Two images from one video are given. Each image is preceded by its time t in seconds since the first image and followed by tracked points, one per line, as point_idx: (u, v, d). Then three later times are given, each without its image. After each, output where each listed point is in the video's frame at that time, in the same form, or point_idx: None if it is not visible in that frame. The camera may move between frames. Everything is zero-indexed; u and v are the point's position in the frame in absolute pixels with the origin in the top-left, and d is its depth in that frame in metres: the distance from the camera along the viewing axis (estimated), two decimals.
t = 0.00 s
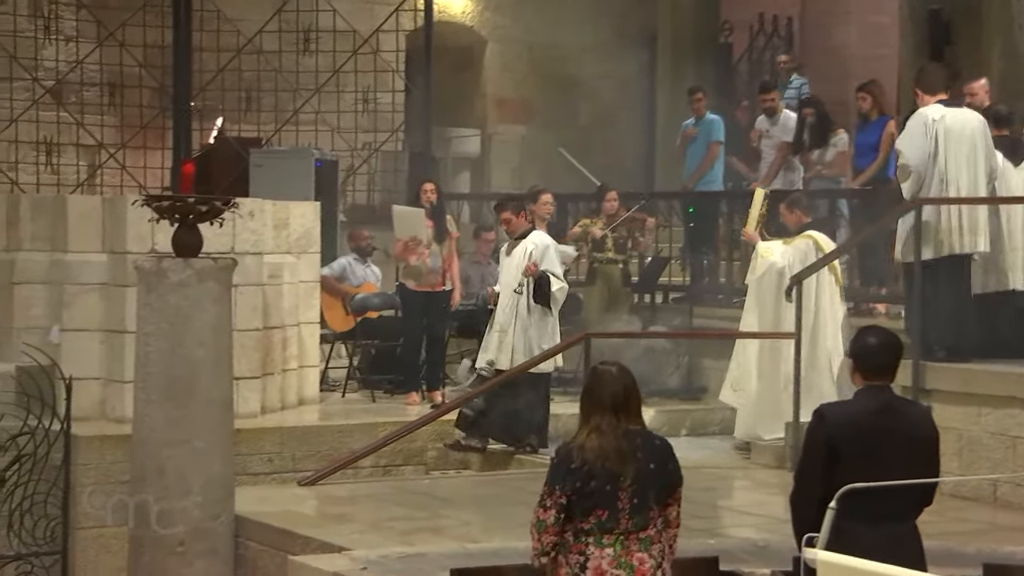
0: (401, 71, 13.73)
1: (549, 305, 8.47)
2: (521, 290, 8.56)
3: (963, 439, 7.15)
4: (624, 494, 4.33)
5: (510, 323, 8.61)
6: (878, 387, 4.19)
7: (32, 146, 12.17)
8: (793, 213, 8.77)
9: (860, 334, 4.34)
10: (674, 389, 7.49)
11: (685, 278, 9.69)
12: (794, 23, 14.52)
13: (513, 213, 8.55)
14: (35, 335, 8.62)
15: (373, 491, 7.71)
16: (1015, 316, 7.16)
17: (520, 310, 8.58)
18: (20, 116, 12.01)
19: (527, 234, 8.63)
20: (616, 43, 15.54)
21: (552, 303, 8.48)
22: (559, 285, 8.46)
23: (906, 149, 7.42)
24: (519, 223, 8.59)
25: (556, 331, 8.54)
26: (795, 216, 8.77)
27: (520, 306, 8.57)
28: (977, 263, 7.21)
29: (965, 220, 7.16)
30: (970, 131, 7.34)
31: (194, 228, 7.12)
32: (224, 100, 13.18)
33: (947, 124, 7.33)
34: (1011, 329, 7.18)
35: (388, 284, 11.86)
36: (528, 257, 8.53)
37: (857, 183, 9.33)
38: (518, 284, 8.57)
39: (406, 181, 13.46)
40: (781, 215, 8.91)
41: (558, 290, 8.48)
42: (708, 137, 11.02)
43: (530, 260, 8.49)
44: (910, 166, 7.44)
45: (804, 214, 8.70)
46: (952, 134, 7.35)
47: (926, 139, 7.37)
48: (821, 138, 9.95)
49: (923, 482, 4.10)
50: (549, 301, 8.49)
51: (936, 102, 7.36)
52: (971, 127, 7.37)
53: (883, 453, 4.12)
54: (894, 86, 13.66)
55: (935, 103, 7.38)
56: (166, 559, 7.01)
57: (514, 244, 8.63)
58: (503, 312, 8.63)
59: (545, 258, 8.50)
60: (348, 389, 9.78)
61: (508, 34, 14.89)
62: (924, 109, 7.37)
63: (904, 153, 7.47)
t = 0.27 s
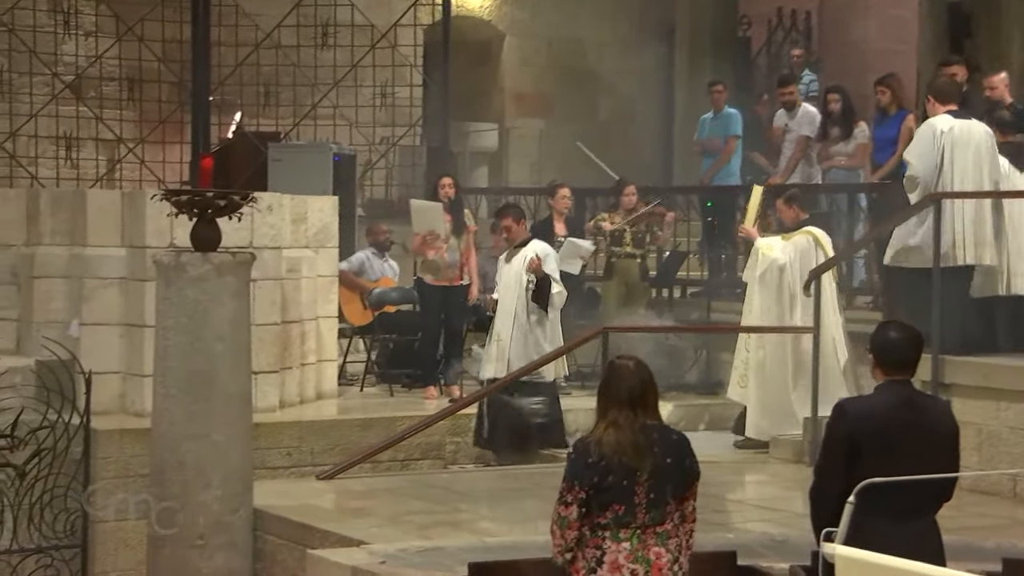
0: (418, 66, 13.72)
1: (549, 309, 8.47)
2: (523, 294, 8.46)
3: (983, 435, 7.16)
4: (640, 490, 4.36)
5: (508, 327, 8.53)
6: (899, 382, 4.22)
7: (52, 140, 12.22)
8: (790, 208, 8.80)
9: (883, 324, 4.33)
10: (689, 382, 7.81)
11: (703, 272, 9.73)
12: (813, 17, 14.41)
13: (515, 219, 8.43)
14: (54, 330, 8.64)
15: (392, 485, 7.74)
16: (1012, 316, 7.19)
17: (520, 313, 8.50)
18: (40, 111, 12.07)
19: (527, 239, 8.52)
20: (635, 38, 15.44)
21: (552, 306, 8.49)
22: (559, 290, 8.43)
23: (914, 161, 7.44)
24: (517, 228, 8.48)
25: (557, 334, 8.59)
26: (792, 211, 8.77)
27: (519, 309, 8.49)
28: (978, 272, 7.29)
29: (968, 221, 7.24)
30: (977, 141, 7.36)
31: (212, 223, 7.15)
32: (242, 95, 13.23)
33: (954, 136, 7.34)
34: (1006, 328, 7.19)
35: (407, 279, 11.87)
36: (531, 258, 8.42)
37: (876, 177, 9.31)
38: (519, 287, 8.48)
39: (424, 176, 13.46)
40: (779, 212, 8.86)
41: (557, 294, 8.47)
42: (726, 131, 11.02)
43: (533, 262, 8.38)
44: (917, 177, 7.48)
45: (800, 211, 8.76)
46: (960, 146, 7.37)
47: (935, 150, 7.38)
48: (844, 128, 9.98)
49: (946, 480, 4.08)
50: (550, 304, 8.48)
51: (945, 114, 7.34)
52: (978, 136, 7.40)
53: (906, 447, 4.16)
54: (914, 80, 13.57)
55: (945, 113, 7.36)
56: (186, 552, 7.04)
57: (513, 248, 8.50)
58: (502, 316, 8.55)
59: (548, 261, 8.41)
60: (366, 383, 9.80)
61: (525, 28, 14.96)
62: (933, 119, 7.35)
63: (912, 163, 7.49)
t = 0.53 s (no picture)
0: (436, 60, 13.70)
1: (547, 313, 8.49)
2: (522, 295, 8.50)
3: (1002, 429, 7.14)
4: (657, 484, 4.39)
5: (504, 332, 8.57)
6: (920, 376, 4.25)
7: (71, 136, 12.26)
8: (787, 199, 8.84)
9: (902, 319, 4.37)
10: (707, 378, 7.86)
11: (721, 267, 9.66)
12: (832, 10, 14.33)
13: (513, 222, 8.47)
14: (74, 324, 8.68)
15: (410, 479, 7.77)
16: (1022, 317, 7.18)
17: (517, 319, 8.53)
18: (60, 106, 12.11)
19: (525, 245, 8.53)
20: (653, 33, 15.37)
21: (551, 311, 8.50)
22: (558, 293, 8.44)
23: (915, 158, 7.60)
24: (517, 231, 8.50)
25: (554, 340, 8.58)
26: (788, 203, 8.85)
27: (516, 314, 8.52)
28: (985, 270, 7.31)
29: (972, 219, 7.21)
30: (978, 139, 7.52)
31: (232, 218, 7.14)
32: (260, 90, 13.27)
33: (956, 132, 7.51)
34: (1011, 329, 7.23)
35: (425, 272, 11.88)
36: (529, 263, 8.46)
37: (897, 169, 9.25)
38: (518, 291, 8.51)
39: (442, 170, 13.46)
40: (776, 205, 8.92)
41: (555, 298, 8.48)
42: (744, 125, 11.00)
43: (532, 266, 8.43)
44: (918, 172, 7.63)
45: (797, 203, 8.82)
46: (960, 142, 7.52)
47: (935, 147, 7.56)
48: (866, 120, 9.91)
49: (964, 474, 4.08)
50: (549, 308, 8.50)
51: (947, 111, 7.53)
52: (980, 134, 7.54)
53: (929, 439, 4.20)
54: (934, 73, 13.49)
55: (948, 111, 7.55)
56: (204, 546, 7.07)
57: (512, 252, 8.53)
58: (500, 322, 8.59)
59: (546, 265, 8.44)
60: (384, 378, 9.81)
61: (542, 23, 14.95)
62: (934, 117, 7.54)
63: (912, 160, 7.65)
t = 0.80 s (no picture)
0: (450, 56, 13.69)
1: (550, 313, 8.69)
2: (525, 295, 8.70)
3: (1019, 426, 7.18)
4: (672, 479, 4.41)
5: (507, 331, 8.79)
6: (939, 372, 4.35)
7: (87, 131, 12.29)
8: (786, 194, 8.80)
9: (923, 315, 4.47)
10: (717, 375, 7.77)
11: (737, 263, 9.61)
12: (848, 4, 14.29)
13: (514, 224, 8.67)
14: (90, 319, 8.71)
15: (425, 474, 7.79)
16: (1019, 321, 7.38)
17: (520, 318, 8.74)
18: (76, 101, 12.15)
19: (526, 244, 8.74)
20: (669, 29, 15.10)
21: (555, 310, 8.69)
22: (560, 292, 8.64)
23: (909, 170, 7.87)
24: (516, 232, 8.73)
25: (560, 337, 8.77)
26: (788, 198, 8.79)
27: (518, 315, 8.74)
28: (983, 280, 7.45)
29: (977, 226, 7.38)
30: (972, 151, 7.74)
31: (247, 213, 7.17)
32: (276, 85, 13.32)
33: (950, 146, 7.74)
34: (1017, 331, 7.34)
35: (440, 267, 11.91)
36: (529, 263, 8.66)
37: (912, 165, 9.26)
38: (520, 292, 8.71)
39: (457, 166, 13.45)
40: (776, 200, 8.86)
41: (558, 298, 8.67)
42: (760, 120, 10.99)
43: (532, 267, 8.62)
44: (911, 185, 7.90)
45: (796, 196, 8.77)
46: (954, 155, 7.75)
47: (929, 160, 7.80)
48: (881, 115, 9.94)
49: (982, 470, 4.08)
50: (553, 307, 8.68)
51: (941, 124, 7.76)
52: (973, 147, 7.76)
53: (948, 435, 4.27)
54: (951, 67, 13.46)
55: (941, 124, 7.77)
56: (220, 541, 7.08)
57: (514, 252, 8.76)
58: (504, 321, 8.81)
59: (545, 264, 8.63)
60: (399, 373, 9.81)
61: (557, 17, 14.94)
62: (929, 130, 7.78)
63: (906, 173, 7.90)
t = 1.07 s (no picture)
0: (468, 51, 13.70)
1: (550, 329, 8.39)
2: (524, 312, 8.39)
3: None
4: (690, 474, 4.42)
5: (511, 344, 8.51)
6: (966, 365, 4.29)
7: (106, 126, 12.32)
8: (784, 190, 8.76)
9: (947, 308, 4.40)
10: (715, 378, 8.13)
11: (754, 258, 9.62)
12: None
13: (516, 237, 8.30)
14: (109, 314, 8.75)
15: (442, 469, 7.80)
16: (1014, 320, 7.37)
17: (523, 331, 8.47)
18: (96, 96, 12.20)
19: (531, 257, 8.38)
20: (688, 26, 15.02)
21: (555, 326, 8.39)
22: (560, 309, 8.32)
23: (910, 172, 7.95)
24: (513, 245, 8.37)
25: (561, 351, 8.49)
26: (785, 195, 8.75)
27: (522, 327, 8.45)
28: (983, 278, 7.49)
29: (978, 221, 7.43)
30: (971, 153, 7.88)
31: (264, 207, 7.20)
32: (294, 80, 13.38)
33: (951, 148, 7.85)
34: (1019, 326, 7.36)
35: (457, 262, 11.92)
36: (529, 280, 8.34)
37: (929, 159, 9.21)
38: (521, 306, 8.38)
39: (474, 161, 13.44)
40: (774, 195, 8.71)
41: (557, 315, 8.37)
42: (777, 114, 10.97)
43: (532, 284, 8.30)
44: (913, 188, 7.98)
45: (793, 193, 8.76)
46: (954, 157, 7.87)
47: (930, 161, 7.89)
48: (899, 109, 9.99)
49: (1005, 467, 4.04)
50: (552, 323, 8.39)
51: (941, 127, 7.85)
52: (971, 149, 7.89)
53: (972, 430, 4.22)
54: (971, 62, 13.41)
55: (940, 126, 7.86)
56: (238, 535, 7.09)
57: (516, 264, 8.39)
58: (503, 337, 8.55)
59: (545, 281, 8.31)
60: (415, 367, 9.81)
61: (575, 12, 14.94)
62: (929, 132, 7.87)
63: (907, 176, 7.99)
